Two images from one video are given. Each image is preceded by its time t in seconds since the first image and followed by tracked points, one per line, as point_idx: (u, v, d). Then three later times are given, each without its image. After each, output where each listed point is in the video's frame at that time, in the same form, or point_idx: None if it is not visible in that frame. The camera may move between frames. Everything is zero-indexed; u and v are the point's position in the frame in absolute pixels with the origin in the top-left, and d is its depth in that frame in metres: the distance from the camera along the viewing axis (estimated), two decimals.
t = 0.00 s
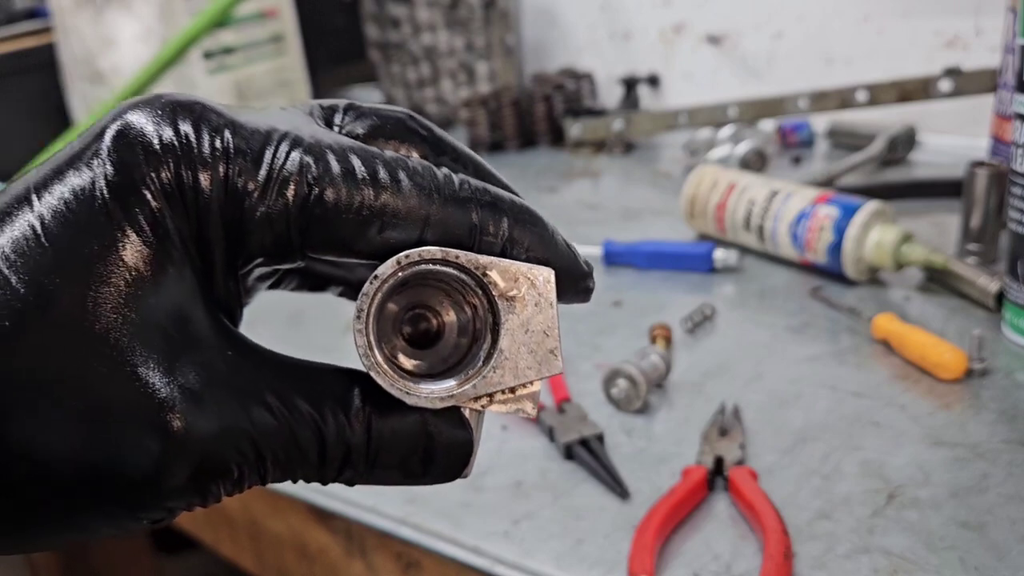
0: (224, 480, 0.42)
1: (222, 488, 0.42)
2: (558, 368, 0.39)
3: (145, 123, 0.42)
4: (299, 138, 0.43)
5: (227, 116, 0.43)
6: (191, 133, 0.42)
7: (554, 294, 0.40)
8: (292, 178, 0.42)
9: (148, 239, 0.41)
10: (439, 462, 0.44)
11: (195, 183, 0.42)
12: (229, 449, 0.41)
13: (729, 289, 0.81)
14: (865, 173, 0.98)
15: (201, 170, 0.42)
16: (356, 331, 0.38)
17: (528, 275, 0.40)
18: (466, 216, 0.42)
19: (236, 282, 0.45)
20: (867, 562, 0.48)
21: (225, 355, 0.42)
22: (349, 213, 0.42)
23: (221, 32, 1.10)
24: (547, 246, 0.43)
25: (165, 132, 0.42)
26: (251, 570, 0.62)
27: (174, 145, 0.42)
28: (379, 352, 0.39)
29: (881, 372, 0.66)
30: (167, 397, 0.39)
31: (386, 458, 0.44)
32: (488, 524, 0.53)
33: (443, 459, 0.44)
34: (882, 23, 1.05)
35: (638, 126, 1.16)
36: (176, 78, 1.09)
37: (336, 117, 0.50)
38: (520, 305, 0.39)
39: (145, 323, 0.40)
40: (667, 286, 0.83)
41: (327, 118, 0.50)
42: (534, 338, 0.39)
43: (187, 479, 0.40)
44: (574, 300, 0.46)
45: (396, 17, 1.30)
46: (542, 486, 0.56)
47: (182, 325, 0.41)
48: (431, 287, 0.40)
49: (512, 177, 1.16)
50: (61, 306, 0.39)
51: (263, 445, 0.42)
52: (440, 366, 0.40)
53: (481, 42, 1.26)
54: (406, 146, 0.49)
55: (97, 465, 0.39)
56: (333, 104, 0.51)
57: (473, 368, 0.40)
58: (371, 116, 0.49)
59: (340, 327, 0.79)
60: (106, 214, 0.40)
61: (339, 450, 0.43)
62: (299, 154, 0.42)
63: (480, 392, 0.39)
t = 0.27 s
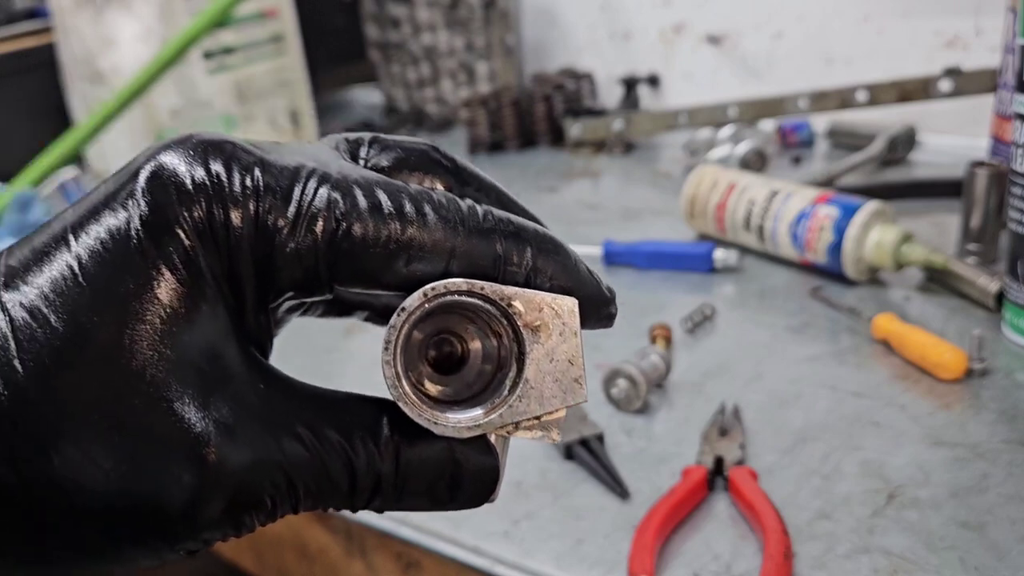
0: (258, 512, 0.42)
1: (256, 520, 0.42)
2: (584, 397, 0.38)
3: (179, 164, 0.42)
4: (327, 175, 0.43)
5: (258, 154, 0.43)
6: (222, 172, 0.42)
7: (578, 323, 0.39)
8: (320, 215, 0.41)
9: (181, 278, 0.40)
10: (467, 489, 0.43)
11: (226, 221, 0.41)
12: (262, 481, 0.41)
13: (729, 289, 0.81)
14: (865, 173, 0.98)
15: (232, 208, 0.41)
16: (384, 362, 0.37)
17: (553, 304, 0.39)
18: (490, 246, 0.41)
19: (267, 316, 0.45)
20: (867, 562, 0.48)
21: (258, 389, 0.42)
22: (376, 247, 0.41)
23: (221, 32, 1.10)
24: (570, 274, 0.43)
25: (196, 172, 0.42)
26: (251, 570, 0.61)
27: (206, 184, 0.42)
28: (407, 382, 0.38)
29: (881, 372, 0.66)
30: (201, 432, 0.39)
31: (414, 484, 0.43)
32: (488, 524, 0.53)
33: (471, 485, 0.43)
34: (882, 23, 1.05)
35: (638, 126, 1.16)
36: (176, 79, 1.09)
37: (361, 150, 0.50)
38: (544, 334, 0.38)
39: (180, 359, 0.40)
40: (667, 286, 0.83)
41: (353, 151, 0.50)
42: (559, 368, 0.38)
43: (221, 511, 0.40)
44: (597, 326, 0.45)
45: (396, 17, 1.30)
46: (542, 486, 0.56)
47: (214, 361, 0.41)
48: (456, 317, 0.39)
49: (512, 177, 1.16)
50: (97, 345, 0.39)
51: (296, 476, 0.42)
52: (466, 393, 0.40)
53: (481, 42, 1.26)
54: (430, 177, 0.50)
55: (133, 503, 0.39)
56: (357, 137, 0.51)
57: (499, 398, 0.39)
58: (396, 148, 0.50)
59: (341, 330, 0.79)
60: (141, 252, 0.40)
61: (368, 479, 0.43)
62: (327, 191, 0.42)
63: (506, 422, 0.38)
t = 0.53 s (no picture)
0: (288, 549, 0.42)
1: (285, 558, 0.42)
2: (609, 434, 0.37)
3: (208, 210, 0.41)
4: (353, 218, 0.42)
5: (287, 199, 0.43)
6: (251, 217, 0.41)
7: (602, 360, 0.38)
8: (347, 257, 0.40)
9: (212, 323, 0.40)
10: (492, 524, 0.42)
11: (254, 265, 0.41)
12: (291, 522, 0.41)
13: (729, 289, 0.81)
14: (865, 173, 0.98)
15: (260, 252, 0.41)
16: (410, 403, 0.36)
17: (578, 341, 0.38)
18: (514, 284, 0.40)
19: (294, 355, 0.44)
20: (867, 562, 0.48)
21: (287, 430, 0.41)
22: (402, 287, 0.40)
23: (221, 32, 1.10)
24: (594, 310, 0.42)
25: (226, 218, 0.41)
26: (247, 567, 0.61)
27: (235, 230, 0.41)
28: (433, 420, 0.37)
29: (881, 372, 0.66)
30: (233, 473, 0.39)
31: (441, 520, 0.42)
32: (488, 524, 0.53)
33: (497, 520, 0.42)
34: (882, 23, 1.05)
35: (638, 126, 1.15)
36: (176, 78, 1.08)
37: (386, 191, 0.49)
38: (569, 371, 0.37)
39: (212, 403, 0.39)
40: (667, 286, 0.83)
41: (378, 191, 0.49)
42: (584, 405, 0.37)
43: (252, 550, 0.41)
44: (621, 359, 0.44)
45: (396, 17, 1.30)
46: (542, 486, 0.56)
47: (244, 403, 0.40)
48: (480, 353, 0.38)
49: (512, 177, 1.16)
50: (129, 391, 0.38)
51: (323, 515, 0.41)
52: (491, 428, 0.38)
53: (481, 42, 1.26)
54: (454, 216, 0.49)
55: (165, 550, 0.38)
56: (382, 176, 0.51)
57: (524, 435, 0.38)
58: (420, 187, 0.50)
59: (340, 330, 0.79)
60: (172, 298, 0.40)
61: (395, 517, 0.42)
62: (353, 233, 0.41)
63: (532, 460, 0.37)
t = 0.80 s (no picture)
0: (308, 533, 0.40)
1: (306, 542, 0.41)
2: (641, 412, 0.37)
3: (228, 181, 0.42)
4: (375, 190, 0.42)
5: (307, 170, 0.43)
6: (272, 189, 0.41)
7: (634, 336, 0.37)
8: (370, 230, 0.41)
9: (232, 295, 0.40)
10: (519, 508, 0.41)
11: (275, 239, 0.41)
12: (313, 501, 0.40)
13: (729, 289, 0.82)
14: (865, 173, 0.98)
15: (281, 225, 0.41)
16: (435, 379, 0.35)
17: (608, 317, 0.37)
18: (542, 259, 0.40)
19: (315, 333, 0.44)
20: (867, 562, 0.48)
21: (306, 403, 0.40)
22: (426, 261, 0.40)
23: (221, 33, 1.10)
24: (623, 286, 0.41)
25: (246, 188, 0.41)
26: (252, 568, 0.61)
27: (255, 201, 0.41)
28: (459, 399, 0.36)
29: (881, 372, 0.66)
30: (251, 449, 0.38)
31: (467, 504, 0.41)
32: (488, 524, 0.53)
33: (524, 504, 0.40)
34: (882, 23, 1.05)
35: (638, 126, 1.16)
36: (176, 78, 1.09)
37: (409, 166, 0.50)
38: (600, 348, 0.37)
39: (230, 375, 0.39)
40: (667, 286, 0.83)
41: (401, 167, 0.50)
42: (615, 382, 0.37)
43: (272, 531, 0.40)
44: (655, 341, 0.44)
45: (396, 17, 1.30)
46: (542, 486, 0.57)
47: (263, 376, 0.40)
48: (508, 331, 0.37)
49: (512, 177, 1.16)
50: (147, 362, 0.38)
51: (346, 496, 0.40)
52: (517, 411, 0.37)
53: (481, 42, 1.26)
54: (478, 191, 0.49)
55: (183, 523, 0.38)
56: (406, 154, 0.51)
57: (553, 414, 0.37)
58: (444, 164, 0.50)
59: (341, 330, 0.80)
60: (190, 268, 0.39)
61: (421, 499, 0.40)
62: (376, 205, 0.41)
63: (561, 440, 0.36)
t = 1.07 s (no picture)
0: (304, 510, 0.40)
1: (303, 520, 0.41)
2: (659, 390, 0.37)
3: (225, 140, 0.41)
4: (380, 154, 0.42)
5: (308, 132, 0.42)
6: (272, 151, 0.41)
7: (651, 311, 0.37)
8: (374, 195, 0.40)
9: (228, 260, 0.40)
10: (529, 494, 0.41)
11: (274, 202, 0.41)
12: (310, 477, 0.39)
13: (729, 289, 0.82)
14: (865, 173, 0.98)
15: (281, 188, 0.41)
16: (442, 353, 0.36)
17: (625, 290, 0.37)
18: (555, 231, 0.40)
19: (318, 302, 0.44)
20: (867, 562, 0.48)
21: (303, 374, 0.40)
22: (433, 229, 0.40)
23: (222, 33, 1.10)
24: (639, 262, 0.41)
25: (244, 147, 0.41)
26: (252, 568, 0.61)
27: (253, 162, 0.41)
28: (467, 375, 0.37)
29: (881, 372, 0.67)
30: (244, 420, 0.38)
31: (474, 488, 0.41)
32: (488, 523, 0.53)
33: (534, 492, 0.40)
34: (882, 23, 1.05)
35: (638, 126, 1.16)
36: (177, 78, 1.09)
37: (418, 135, 0.49)
38: (615, 323, 0.37)
39: (224, 342, 0.39)
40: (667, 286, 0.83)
41: (410, 136, 0.49)
42: (631, 359, 0.37)
43: (268, 508, 0.39)
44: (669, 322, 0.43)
45: (396, 17, 1.30)
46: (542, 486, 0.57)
47: (258, 344, 0.39)
48: (518, 310, 0.38)
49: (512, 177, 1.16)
50: (138, 327, 0.38)
51: (344, 474, 0.40)
52: (529, 394, 0.38)
53: (481, 42, 1.26)
54: (491, 164, 0.47)
55: (174, 492, 0.38)
56: (415, 121, 0.50)
57: (566, 392, 0.37)
58: (454, 133, 0.48)
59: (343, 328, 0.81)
60: (184, 232, 0.40)
61: (425, 480, 0.41)
62: (380, 170, 0.41)
63: (574, 417, 0.37)
